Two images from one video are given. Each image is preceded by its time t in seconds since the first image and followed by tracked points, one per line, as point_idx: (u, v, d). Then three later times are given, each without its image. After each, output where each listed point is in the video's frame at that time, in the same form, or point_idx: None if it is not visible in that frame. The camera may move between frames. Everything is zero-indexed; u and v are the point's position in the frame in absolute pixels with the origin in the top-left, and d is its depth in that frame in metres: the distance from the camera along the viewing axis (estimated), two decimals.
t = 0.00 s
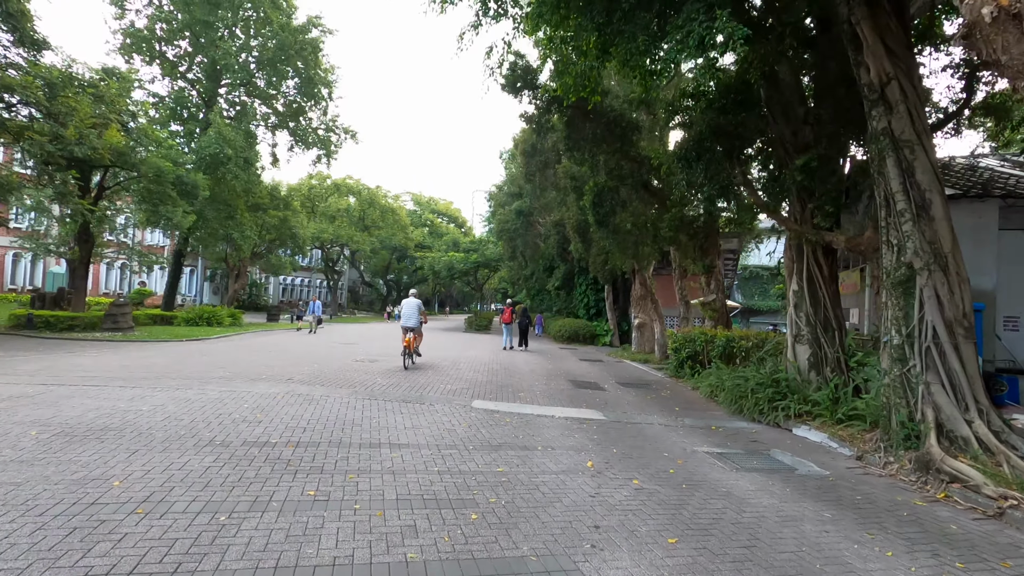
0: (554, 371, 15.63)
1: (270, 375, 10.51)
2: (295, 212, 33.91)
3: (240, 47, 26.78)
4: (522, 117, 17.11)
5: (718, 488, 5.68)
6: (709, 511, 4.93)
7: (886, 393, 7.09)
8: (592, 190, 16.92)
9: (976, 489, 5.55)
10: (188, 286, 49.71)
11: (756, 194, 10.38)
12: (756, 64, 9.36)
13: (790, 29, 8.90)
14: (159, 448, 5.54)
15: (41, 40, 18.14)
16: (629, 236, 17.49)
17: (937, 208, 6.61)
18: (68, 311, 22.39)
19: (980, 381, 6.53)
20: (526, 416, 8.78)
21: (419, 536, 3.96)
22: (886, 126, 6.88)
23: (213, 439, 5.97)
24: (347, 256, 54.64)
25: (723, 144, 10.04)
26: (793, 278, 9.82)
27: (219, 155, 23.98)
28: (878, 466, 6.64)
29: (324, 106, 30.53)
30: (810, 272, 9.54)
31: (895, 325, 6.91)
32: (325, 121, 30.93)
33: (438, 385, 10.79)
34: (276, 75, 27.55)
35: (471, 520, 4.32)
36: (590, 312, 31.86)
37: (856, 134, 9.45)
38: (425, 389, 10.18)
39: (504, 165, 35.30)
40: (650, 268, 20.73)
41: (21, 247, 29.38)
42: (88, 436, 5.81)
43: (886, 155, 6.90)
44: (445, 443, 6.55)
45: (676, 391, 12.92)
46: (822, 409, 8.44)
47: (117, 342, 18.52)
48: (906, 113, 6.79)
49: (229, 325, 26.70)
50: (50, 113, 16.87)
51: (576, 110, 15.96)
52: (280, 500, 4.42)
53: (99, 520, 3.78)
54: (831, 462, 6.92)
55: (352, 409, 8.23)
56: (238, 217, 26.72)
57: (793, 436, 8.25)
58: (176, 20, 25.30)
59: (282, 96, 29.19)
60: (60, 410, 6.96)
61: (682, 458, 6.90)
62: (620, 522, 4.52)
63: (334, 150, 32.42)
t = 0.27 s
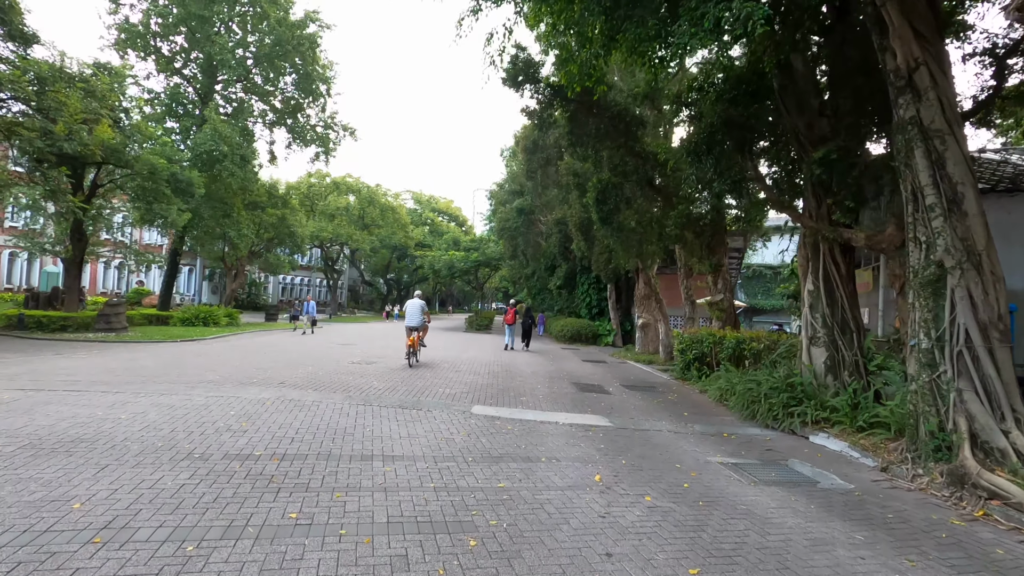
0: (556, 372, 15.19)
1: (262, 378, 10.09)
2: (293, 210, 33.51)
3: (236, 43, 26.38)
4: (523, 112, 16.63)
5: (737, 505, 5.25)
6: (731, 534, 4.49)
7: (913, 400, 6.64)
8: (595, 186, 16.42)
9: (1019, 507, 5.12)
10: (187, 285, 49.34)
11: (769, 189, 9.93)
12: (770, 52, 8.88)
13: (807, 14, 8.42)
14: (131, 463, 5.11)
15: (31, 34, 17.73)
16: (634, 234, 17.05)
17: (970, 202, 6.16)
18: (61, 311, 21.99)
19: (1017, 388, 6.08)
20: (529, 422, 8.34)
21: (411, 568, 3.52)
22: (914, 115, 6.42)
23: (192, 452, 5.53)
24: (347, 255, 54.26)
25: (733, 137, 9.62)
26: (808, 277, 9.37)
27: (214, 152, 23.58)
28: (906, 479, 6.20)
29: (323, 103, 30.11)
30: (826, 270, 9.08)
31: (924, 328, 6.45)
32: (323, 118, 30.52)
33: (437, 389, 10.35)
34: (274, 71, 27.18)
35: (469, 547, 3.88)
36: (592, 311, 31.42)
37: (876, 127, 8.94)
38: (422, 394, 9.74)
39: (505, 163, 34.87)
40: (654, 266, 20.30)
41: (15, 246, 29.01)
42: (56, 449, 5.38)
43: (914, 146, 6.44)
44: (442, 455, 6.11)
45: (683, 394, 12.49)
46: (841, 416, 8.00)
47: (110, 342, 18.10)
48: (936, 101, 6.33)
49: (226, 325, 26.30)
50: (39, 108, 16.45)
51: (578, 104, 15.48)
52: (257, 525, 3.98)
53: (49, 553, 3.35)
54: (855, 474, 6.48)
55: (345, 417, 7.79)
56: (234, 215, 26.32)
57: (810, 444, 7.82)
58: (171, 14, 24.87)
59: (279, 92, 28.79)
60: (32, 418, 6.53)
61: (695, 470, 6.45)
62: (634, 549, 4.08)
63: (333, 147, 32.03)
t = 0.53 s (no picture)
0: (561, 372, 14.76)
1: (256, 379, 9.68)
2: (293, 208, 33.13)
3: (235, 38, 26.01)
4: (527, 104, 16.15)
5: (764, 517, 4.85)
6: (762, 552, 4.07)
7: (948, 402, 6.19)
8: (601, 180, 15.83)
9: None
10: (187, 283, 49.02)
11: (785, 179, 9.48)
12: (788, 35, 8.44)
13: None
14: (105, 472, 4.70)
15: (23, 26, 17.34)
16: (641, 230, 16.60)
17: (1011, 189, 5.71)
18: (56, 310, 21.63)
19: None
20: (536, 425, 7.93)
21: None
22: (950, 96, 5.98)
23: (173, 460, 5.12)
24: (348, 253, 53.88)
25: (748, 125, 9.15)
26: (827, 272, 8.93)
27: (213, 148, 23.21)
28: (943, 488, 5.76)
29: (323, 99, 29.71)
30: (848, 265, 8.64)
31: (960, 324, 6.00)
32: (323, 114, 30.13)
33: (438, 389, 9.95)
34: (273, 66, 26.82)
35: (473, 570, 3.46)
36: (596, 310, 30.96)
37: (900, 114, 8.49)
38: (424, 394, 9.34)
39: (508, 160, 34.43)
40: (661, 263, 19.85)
41: (12, 244, 28.67)
42: (26, 456, 4.97)
43: (950, 129, 5.99)
44: (444, 462, 5.68)
45: (693, 394, 12.05)
46: (866, 418, 7.57)
47: (104, 342, 17.73)
48: (974, 80, 5.89)
49: (225, 324, 25.92)
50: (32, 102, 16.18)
51: (584, 96, 15.22)
52: (236, 544, 3.57)
53: None
54: (887, 482, 6.04)
55: (341, 420, 7.37)
56: (233, 212, 25.97)
57: (834, 448, 7.38)
58: (168, 8, 24.43)
59: (279, 88, 28.42)
60: (8, 422, 6.13)
61: (715, 477, 6.02)
62: (658, 570, 3.65)
63: (333, 144, 31.63)
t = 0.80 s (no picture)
0: (568, 376, 14.33)
1: (250, 385, 9.27)
2: (295, 208, 32.79)
3: (235, 35, 25.69)
4: (532, 100, 15.70)
5: (798, 545, 4.39)
6: None
7: (991, 415, 5.72)
8: (609, 178, 15.46)
9: None
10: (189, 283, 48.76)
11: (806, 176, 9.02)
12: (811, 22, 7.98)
13: None
14: (72, 495, 4.28)
15: (18, 22, 17.00)
16: (649, 230, 16.14)
17: None
18: (54, 311, 21.30)
19: None
20: (543, 436, 7.49)
21: None
22: (995, 83, 5.52)
23: (149, 480, 4.69)
24: (351, 253, 53.57)
25: (767, 120, 8.67)
26: (850, 274, 8.48)
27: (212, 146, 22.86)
28: (987, 510, 5.30)
29: (324, 98, 29.33)
30: (873, 266, 8.18)
31: (1008, 331, 5.49)
32: (325, 112, 29.76)
33: (441, 396, 9.52)
34: (274, 64, 26.50)
35: None
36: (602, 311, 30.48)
37: (930, 107, 8.02)
38: (425, 401, 8.92)
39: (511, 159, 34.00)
40: (669, 263, 19.39)
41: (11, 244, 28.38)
42: None
43: (995, 119, 5.53)
44: (445, 482, 5.24)
45: (706, 400, 11.58)
46: (896, 430, 7.11)
47: (101, 344, 17.38)
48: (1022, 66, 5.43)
49: (225, 325, 25.56)
50: (26, 98, 16.04)
51: (590, 92, 14.77)
52: None
53: None
54: (924, 503, 5.58)
55: (337, 430, 6.94)
56: (233, 212, 25.64)
57: (861, 462, 6.94)
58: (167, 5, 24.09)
59: (280, 86, 28.08)
60: None
61: (738, 496, 5.58)
62: None
63: (335, 143, 31.27)
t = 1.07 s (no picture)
0: (571, 377, 13.90)
1: (239, 386, 8.85)
2: (294, 207, 32.42)
3: (233, 31, 25.35)
4: (534, 94, 15.26)
5: (831, 565, 3.96)
6: None
7: None
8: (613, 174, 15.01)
9: None
10: (188, 284, 48.41)
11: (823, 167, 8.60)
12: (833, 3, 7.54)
13: None
14: (26, 509, 3.84)
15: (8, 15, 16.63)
16: (655, 227, 15.71)
17: None
18: (47, 311, 20.92)
19: None
20: (548, 441, 7.06)
21: None
22: None
23: (115, 491, 4.26)
24: (351, 254, 53.20)
25: (784, 108, 8.19)
26: (871, 270, 8.04)
27: (209, 143, 22.49)
28: None
29: (324, 95, 28.96)
30: (896, 261, 7.74)
31: None
32: (324, 110, 29.38)
33: (439, 398, 9.10)
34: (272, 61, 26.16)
35: None
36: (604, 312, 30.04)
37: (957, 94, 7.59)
38: (422, 403, 8.49)
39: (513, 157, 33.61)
40: (674, 262, 18.97)
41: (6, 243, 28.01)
42: None
43: None
44: (442, 492, 4.81)
45: (716, 403, 11.12)
46: (924, 434, 6.66)
47: (92, 344, 16.99)
48: None
49: (222, 326, 25.17)
50: (16, 92, 15.71)
51: (594, 85, 14.31)
52: None
53: None
54: (962, 515, 5.14)
55: (327, 434, 6.51)
56: (231, 210, 25.27)
57: (887, 470, 6.50)
58: None
59: (278, 83, 27.76)
60: None
61: (760, 508, 5.15)
62: None
63: (334, 141, 30.90)
